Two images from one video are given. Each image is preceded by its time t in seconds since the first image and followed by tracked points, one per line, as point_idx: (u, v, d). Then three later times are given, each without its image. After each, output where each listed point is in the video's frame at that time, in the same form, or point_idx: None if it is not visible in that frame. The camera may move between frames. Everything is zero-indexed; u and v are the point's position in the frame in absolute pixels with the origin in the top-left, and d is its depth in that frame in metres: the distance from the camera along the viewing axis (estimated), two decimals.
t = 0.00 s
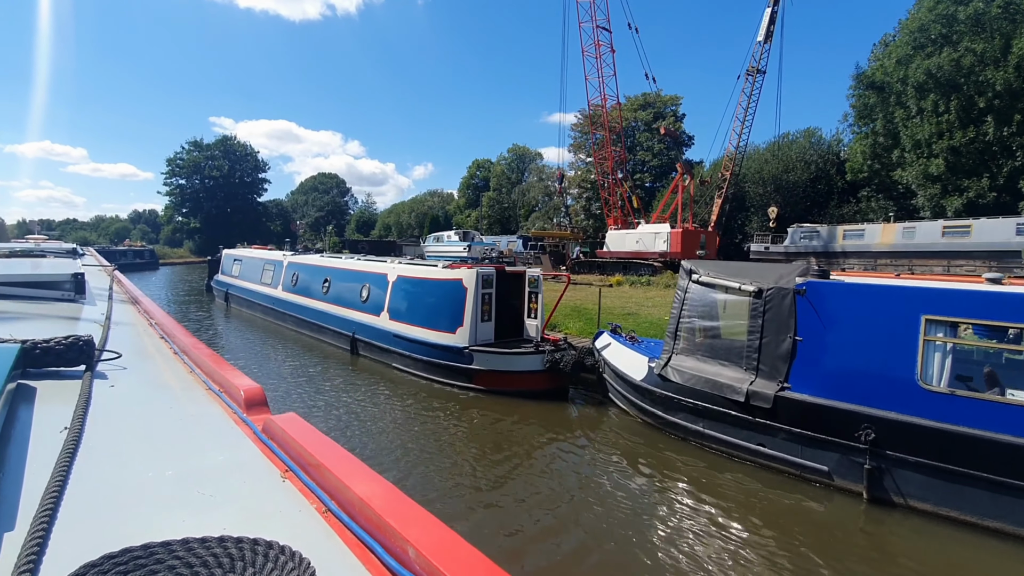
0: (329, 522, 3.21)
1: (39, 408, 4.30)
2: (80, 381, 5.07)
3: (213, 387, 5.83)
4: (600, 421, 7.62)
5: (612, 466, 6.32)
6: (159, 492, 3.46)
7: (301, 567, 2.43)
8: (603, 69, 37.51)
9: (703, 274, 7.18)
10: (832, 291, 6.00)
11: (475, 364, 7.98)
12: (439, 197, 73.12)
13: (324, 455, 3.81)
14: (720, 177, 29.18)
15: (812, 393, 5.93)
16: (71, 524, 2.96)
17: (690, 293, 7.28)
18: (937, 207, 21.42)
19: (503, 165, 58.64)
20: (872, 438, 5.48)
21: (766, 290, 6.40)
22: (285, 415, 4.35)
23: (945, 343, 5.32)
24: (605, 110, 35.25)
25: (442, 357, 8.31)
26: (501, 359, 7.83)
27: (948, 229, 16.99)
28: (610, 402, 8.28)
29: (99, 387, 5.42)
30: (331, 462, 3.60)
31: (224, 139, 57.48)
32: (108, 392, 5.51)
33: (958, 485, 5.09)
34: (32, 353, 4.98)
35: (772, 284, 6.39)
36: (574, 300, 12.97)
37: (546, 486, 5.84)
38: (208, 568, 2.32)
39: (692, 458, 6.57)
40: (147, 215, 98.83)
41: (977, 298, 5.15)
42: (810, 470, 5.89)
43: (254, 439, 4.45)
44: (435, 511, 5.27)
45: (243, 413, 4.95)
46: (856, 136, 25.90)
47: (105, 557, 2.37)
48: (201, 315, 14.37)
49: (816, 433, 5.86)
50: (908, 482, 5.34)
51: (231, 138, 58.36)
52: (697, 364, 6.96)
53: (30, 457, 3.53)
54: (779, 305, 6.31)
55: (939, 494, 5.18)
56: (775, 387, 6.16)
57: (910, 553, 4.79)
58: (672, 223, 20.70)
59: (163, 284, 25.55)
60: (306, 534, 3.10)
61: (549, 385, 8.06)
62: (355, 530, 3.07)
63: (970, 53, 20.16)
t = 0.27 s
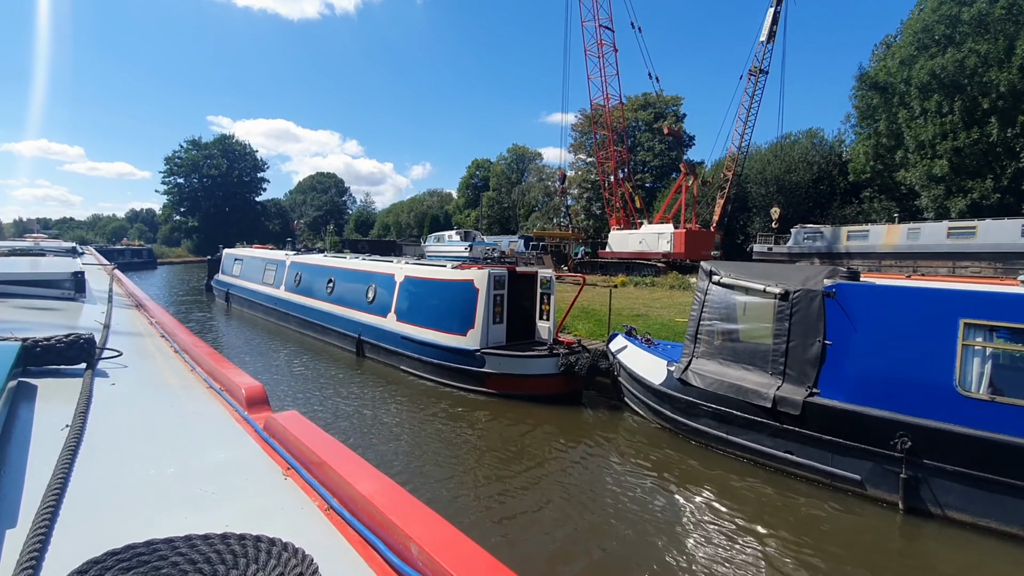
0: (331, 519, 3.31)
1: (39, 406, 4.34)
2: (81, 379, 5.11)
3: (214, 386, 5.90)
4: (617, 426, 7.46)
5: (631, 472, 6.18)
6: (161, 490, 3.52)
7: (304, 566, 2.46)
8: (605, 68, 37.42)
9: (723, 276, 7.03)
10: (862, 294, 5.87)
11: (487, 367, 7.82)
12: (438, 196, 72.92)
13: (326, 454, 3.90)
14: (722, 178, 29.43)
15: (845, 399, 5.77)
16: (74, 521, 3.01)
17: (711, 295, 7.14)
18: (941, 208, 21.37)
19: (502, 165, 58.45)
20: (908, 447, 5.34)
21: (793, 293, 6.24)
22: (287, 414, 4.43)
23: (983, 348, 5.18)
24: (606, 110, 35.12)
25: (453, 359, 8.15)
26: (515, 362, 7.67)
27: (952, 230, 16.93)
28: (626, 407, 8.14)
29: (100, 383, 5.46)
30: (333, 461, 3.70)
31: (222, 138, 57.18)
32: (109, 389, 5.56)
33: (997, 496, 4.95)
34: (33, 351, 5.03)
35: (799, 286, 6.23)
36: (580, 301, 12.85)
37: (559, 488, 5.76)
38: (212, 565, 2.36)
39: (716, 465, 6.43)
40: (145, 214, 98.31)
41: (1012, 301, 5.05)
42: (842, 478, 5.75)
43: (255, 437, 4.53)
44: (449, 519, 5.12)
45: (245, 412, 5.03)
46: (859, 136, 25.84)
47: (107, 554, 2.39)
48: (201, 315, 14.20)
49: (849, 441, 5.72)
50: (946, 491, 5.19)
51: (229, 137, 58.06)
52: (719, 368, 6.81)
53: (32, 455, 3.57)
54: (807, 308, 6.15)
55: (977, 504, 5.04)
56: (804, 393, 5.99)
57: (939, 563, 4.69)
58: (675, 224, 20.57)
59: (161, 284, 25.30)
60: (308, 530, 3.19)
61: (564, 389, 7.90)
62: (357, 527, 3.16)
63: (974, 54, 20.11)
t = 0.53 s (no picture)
0: (331, 518, 3.38)
1: (38, 405, 4.42)
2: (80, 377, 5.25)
3: (214, 385, 5.97)
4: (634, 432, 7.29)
5: (652, 480, 6.02)
6: (162, 488, 3.58)
7: (304, 566, 2.50)
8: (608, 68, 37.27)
9: (745, 277, 6.89)
10: (896, 296, 5.65)
11: (500, 370, 7.64)
12: (437, 196, 72.75)
13: (327, 454, 3.96)
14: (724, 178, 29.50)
15: (878, 405, 5.60)
16: (76, 518, 3.07)
17: (733, 297, 6.99)
18: (945, 209, 21.29)
19: (502, 165, 58.27)
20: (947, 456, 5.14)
21: (822, 295, 6.07)
22: (288, 414, 4.50)
23: None
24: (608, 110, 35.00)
25: (464, 363, 7.96)
26: (530, 366, 7.49)
27: (958, 231, 16.84)
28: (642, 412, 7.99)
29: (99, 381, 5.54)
30: (334, 461, 3.77)
31: (220, 137, 56.90)
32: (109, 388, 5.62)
33: None
34: (33, 350, 5.17)
35: (828, 288, 6.08)
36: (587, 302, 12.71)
37: (578, 496, 5.62)
38: (213, 565, 2.42)
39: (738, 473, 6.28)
40: (142, 213, 97.77)
41: None
42: (875, 488, 5.58)
43: (255, 436, 4.59)
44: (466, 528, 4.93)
45: (245, 411, 5.10)
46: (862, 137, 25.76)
47: (108, 553, 2.45)
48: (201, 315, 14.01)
49: (883, 449, 5.53)
50: (987, 502, 4.99)
51: (227, 136, 57.78)
52: (743, 372, 6.66)
53: (33, 453, 3.66)
54: (837, 310, 5.99)
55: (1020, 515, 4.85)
56: (834, 399, 5.83)
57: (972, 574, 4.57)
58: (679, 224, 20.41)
59: (158, 284, 25.03)
60: (309, 529, 3.26)
61: (580, 394, 7.72)
62: (357, 525, 3.24)
63: (978, 55, 20.04)
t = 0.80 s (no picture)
0: (330, 517, 3.47)
1: (36, 404, 4.61)
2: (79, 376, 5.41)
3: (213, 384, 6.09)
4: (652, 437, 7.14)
5: (673, 486, 5.88)
6: (161, 487, 3.71)
7: (302, 565, 2.58)
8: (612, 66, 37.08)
9: (769, 278, 6.75)
10: (930, 299, 5.51)
11: (514, 374, 7.46)
12: (437, 196, 72.55)
13: (326, 455, 4.05)
14: (726, 177, 29.35)
15: (914, 411, 5.41)
16: (74, 515, 3.22)
17: (756, 298, 6.87)
18: (949, 209, 21.16)
19: (502, 164, 58.07)
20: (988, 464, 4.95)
21: (851, 297, 5.89)
22: (286, 414, 4.64)
23: None
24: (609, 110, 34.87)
25: (475, 365, 7.79)
26: (544, 370, 7.32)
27: (964, 231, 16.73)
28: (660, 417, 7.85)
29: (98, 380, 5.70)
30: (332, 460, 3.86)
31: (219, 136, 56.66)
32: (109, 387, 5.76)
33: None
34: (32, 349, 5.35)
35: (857, 290, 5.90)
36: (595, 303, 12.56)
37: (594, 498, 5.52)
38: (211, 564, 2.49)
39: (763, 479, 6.15)
40: (139, 212, 97.47)
41: None
42: (912, 498, 5.40)
43: (254, 436, 4.72)
44: (478, 537, 4.75)
45: (243, 410, 5.24)
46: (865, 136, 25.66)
47: (106, 552, 2.50)
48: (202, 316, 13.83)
49: (920, 457, 5.35)
50: None
51: (226, 134, 57.56)
52: (768, 376, 6.50)
53: (31, 452, 3.84)
54: (868, 312, 5.81)
55: None
56: (866, 405, 5.64)
57: None
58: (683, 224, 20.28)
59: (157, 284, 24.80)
60: (307, 527, 3.35)
61: (595, 398, 7.55)
62: (355, 524, 3.31)
63: (983, 54, 19.95)
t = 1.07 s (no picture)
0: (329, 518, 3.44)
1: (35, 404, 4.52)
2: (78, 376, 5.31)
3: (212, 383, 6.00)
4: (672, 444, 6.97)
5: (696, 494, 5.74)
6: (159, 488, 3.65)
7: (301, 565, 2.56)
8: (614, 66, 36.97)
9: (795, 280, 6.63)
10: (967, 301, 5.34)
11: (528, 378, 7.26)
12: (436, 196, 72.38)
13: (327, 454, 4.02)
14: (729, 176, 29.27)
15: (950, 418, 5.25)
16: (73, 513, 3.19)
17: (781, 300, 6.74)
18: (954, 209, 21.05)
19: (502, 164, 57.94)
20: None
21: (885, 299, 5.77)
22: (286, 415, 4.58)
23: None
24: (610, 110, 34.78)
25: (487, 369, 7.59)
26: (560, 374, 7.11)
27: (971, 231, 16.62)
28: (679, 423, 7.68)
29: (98, 379, 5.60)
30: (331, 460, 3.82)
31: (218, 136, 56.49)
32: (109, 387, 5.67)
33: None
34: (32, 349, 5.21)
35: (890, 292, 5.77)
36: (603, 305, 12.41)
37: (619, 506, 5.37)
38: (211, 564, 2.47)
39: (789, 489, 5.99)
40: (137, 212, 97.17)
41: None
42: (950, 508, 5.22)
43: (253, 437, 4.67)
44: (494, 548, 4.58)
45: (242, 411, 5.18)
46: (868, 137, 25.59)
47: (105, 552, 2.47)
48: (203, 317, 13.66)
49: (958, 466, 5.17)
50: None
51: (225, 134, 57.37)
52: (794, 381, 6.38)
53: (31, 451, 3.77)
54: (902, 315, 5.67)
55: None
56: (902, 411, 5.49)
57: None
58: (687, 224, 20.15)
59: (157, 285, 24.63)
60: (307, 529, 3.32)
61: (613, 402, 7.35)
62: (354, 525, 3.28)
63: (988, 53, 19.88)
